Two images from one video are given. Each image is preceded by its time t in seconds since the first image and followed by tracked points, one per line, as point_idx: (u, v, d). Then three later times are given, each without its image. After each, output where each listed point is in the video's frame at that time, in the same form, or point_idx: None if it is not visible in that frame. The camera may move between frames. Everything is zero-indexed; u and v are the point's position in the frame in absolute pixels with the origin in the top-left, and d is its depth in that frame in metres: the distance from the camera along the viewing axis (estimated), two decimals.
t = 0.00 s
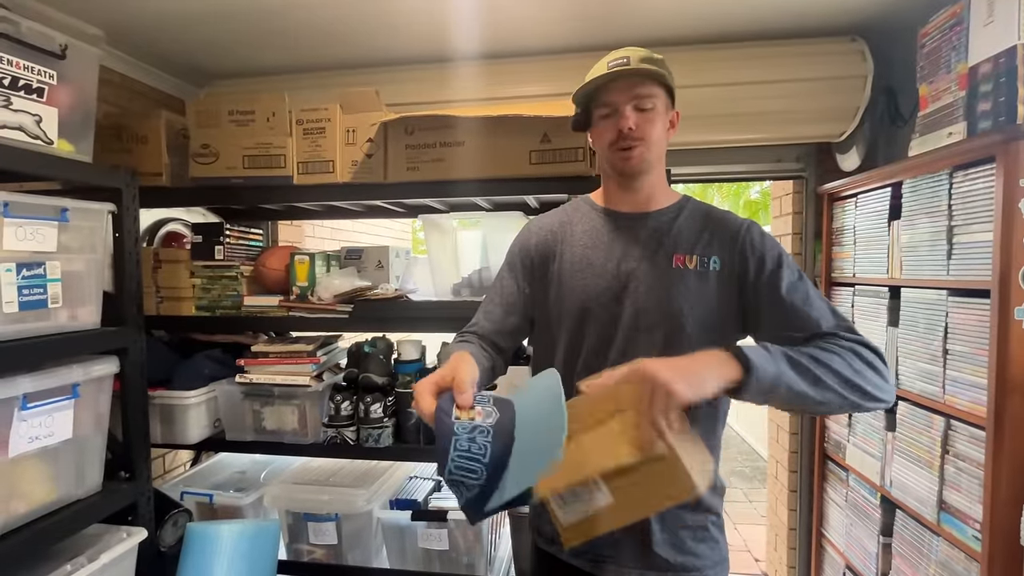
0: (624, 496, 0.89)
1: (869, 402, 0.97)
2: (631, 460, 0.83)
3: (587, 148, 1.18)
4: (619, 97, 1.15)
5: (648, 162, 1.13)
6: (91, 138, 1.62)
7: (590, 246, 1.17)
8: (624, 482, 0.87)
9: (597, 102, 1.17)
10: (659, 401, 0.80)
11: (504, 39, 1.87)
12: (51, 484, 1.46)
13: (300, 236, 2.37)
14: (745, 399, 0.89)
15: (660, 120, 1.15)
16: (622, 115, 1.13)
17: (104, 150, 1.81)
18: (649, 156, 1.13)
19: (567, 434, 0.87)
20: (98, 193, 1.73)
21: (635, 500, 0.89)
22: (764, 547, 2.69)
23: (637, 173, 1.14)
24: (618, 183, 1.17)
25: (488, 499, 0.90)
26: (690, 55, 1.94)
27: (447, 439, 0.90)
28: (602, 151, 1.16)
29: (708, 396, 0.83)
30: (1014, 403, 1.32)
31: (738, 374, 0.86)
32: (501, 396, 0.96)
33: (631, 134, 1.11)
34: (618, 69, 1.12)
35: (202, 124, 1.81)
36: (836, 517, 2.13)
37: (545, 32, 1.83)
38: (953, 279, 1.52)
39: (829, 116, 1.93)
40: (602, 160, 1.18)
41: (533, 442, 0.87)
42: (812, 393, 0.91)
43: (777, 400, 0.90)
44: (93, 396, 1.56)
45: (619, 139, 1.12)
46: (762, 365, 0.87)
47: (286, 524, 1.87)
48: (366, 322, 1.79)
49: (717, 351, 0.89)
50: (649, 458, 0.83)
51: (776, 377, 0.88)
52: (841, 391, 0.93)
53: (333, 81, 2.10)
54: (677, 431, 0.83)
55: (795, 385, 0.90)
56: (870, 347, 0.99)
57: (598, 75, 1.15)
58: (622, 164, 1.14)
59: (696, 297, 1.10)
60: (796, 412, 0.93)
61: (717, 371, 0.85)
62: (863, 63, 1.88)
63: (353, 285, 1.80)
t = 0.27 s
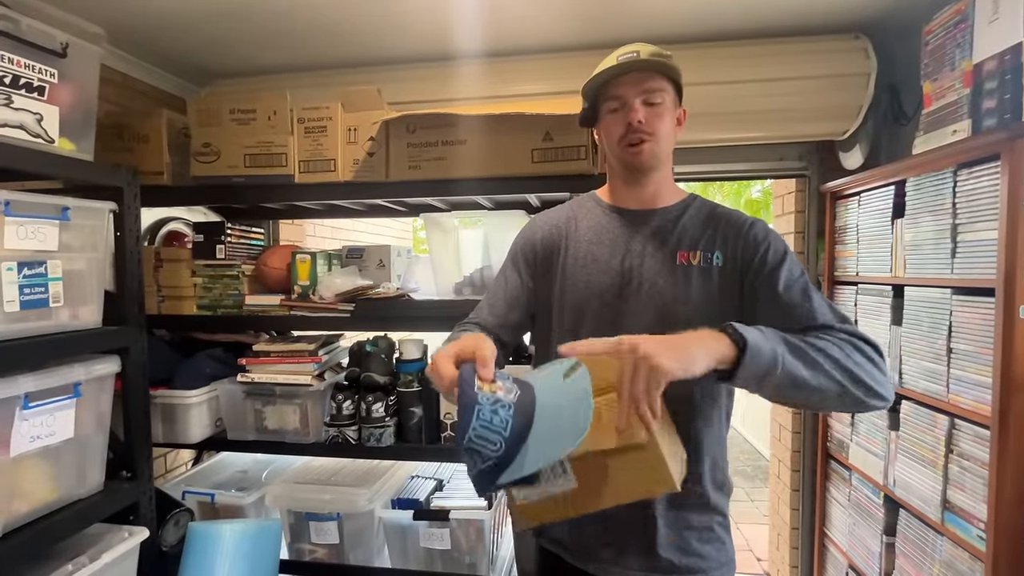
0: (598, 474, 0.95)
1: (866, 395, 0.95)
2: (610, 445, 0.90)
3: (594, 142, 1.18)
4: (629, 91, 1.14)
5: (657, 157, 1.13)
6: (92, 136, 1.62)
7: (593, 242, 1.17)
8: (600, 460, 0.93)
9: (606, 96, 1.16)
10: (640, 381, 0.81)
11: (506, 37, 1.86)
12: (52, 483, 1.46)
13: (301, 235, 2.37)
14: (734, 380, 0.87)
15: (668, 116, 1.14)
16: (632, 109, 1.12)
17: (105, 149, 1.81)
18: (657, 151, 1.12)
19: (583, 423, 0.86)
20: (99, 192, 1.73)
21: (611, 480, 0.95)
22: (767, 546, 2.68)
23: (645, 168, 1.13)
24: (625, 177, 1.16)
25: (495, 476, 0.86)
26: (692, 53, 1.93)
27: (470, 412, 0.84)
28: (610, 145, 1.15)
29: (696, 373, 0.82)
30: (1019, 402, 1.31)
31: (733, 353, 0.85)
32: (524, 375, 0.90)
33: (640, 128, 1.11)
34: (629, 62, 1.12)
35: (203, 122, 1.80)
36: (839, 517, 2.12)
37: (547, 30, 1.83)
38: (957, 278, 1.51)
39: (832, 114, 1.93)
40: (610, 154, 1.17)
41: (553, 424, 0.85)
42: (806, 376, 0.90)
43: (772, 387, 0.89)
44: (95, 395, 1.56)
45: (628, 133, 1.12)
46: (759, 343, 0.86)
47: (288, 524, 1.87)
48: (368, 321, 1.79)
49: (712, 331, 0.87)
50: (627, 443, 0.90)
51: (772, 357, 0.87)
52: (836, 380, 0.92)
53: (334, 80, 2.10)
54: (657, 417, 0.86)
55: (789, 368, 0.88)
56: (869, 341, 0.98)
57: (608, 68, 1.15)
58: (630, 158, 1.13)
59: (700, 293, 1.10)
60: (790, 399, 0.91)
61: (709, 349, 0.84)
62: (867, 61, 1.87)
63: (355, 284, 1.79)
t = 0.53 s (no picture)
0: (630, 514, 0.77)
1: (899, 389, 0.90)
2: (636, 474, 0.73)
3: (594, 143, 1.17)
4: (629, 92, 1.14)
5: (658, 158, 1.13)
6: (93, 137, 1.62)
7: (594, 243, 1.17)
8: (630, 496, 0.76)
9: (606, 97, 1.16)
10: (670, 401, 0.69)
11: (507, 37, 1.86)
12: (53, 484, 1.45)
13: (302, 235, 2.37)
14: (774, 391, 0.79)
15: (668, 116, 1.14)
16: (633, 109, 1.12)
17: (106, 150, 1.81)
18: (658, 152, 1.12)
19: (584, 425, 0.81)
20: (100, 192, 1.73)
21: (646, 522, 0.76)
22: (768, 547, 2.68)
23: (645, 169, 1.13)
24: (626, 178, 1.16)
25: (479, 453, 0.77)
26: (693, 54, 1.93)
27: (478, 380, 0.78)
28: (610, 146, 1.15)
29: (732, 390, 0.73)
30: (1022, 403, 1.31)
31: (773, 361, 0.77)
32: (529, 369, 0.88)
33: (641, 128, 1.11)
34: (629, 63, 1.12)
35: (204, 123, 1.80)
36: (840, 518, 2.12)
37: (548, 31, 1.82)
38: (959, 278, 1.51)
39: (834, 114, 1.93)
40: (610, 155, 1.17)
41: (558, 411, 0.79)
42: (846, 377, 0.83)
43: (812, 394, 0.82)
44: (96, 395, 1.56)
45: (629, 133, 1.11)
46: (797, 348, 0.79)
47: (288, 525, 1.87)
48: (369, 322, 1.78)
49: (746, 341, 0.78)
50: (657, 469, 0.72)
51: (812, 360, 0.80)
52: (874, 378, 0.86)
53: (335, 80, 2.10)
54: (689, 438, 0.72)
55: (830, 371, 0.81)
56: (884, 326, 0.92)
57: (608, 69, 1.15)
58: (630, 159, 1.13)
59: (701, 293, 1.09)
60: (830, 403, 0.85)
61: (743, 359, 0.75)
62: (868, 61, 1.87)
63: (356, 285, 1.79)
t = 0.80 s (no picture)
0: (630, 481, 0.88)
1: (900, 367, 0.90)
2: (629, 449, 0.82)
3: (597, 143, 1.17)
4: (635, 92, 1.14)
5: (662, 158, 1.13)
6: (95, 138, 1.62)
7: (595, 244, 1.16)
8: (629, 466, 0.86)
9: (611, 98, 1.16)
10: (652, 379, 0.76)
11: (508, 38, 1.86)
12: (55, 485, 1.45)
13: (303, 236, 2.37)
14: (757, 365, 0.83)
15: (672, 117, 1.15)
16: (639, 110, 1.12)
17: (108, 151, 1.81)
18: (663, 153, 1.12)
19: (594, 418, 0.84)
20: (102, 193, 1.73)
21: (643, 490, 0.87)
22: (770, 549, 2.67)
23: (650, 170, 1.13)
24: (629, 179, 1.15)
25: (489, 441, 0.78)
26: (696, 54, 1.92)
27: (497, 368, 0.78)
28: (615, 147, 1.14)
29: (709, 367, 0.79)
30: None
31: (749, 335, 0.82)
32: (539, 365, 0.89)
33: (647, 129, 1.11)
34: (635, 63, 1.12)
35: (205, 124, 1.80)
36: (843, 519, 2.12)
37: (550, 31, 1.82)
38: (963, 279, 1.50)
39: (837, 115, 1.92)
40: (613, 156, 1.17)
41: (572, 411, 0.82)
42: (834, 354, 0.85)
43: (799, 370, 0.84)
44: (98, 396, 1.56)
45: (635, 134, 1.11)
46: (777, 322, 0.82)
47: (290, 526, 1.86)
48: (370, 323, 1.78)
49: (726, 320, 0.84)
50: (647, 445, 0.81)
51: (793, 333, 0.83)
52: (867, 355, 0.87)
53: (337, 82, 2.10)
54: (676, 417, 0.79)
55: (815, 346, 0.84)
56: (889, 311, 0.94)
57: (612, 69, 1.15)
58: (635, 159, 1.12)
59: (703, 292, 1.09)
60: (821, 380, 0.87)
61: (720, 337, 0.80)
62: (871, 62, 1.86)
63: (358, 286, 1.79)
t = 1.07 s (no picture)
0: (652, 503, 0.79)
1: (919, 357, 0.90)
2: (659, 467, 0.74)
3: (596, 145, 1.17)
4: (635, 94, 1.15)
5: (663, 160, 1.13)
6: (96, 139, 1.62)
7: (594, 245, 1.17)
8: (653, 487, 0.78)
9: (611, 100, 1.17)
10: (688, 395, 0.70)
11: (508, 40, 1.86)
12: (55, 486, 1.45)
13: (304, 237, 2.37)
14: (798, 375, 0.79)
15: (671, 120, 1.16)
16: (640, 111, 1.13)
17: (108, 152, 1.81)
18: (663, 155, 1.13)
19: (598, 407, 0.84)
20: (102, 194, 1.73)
21: (667, 511, 0.79)
22: (770, 549, 2.67)
23: (650, 171, 1.13)
24: (628, 181, 1.15)
25: (505, 422, 0.79)
26: (696, 56, 1.93)
27: (512, 349, 0.79)
28: (615, 149, 1.14)
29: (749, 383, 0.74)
30: None
31: (791, 345, 0.78)
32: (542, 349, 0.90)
33: (648, 130, 1.11)
34: (636, 66, 1.13)
35: (206, 125, 1.80)
36: (842, 520, 2.12)
37: (550, 33, 1.83)
38: (962, 280, 1.51)
39: (836, 117, 1.93)
40: (612, 158, 1.17)
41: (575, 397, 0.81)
42: (868, 354, 0.84)
43: (835, 374, 0.82)
44: (98, 397, 1.56)
45: (636, 135, 1.12)
46: (818, 330, 0.79)
47: (290, 527, 1.87)
48: (371, 324, 1.79)
49: (766, 329, 0.79)
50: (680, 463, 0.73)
51: (832, 338, 0.80)
52: (895, 350, 0.86)
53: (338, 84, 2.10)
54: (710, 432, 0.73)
55: (851, 348, 0.82)
56: (892, 298, 0.94)
57: (612, 72, 1.15)
58: (635, 161, 1.13)
59: (701, 291, 1.09)
60: (855, 381, 0.85)
61: (761, 349, 0.75)
62: (870, 64, 1.87)
63: (358, 287, 1.80)
